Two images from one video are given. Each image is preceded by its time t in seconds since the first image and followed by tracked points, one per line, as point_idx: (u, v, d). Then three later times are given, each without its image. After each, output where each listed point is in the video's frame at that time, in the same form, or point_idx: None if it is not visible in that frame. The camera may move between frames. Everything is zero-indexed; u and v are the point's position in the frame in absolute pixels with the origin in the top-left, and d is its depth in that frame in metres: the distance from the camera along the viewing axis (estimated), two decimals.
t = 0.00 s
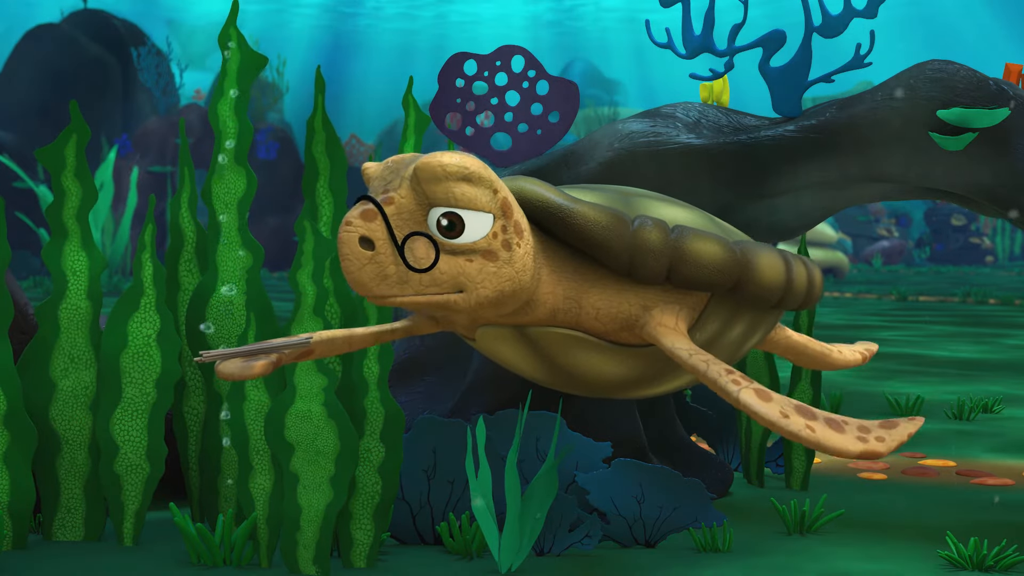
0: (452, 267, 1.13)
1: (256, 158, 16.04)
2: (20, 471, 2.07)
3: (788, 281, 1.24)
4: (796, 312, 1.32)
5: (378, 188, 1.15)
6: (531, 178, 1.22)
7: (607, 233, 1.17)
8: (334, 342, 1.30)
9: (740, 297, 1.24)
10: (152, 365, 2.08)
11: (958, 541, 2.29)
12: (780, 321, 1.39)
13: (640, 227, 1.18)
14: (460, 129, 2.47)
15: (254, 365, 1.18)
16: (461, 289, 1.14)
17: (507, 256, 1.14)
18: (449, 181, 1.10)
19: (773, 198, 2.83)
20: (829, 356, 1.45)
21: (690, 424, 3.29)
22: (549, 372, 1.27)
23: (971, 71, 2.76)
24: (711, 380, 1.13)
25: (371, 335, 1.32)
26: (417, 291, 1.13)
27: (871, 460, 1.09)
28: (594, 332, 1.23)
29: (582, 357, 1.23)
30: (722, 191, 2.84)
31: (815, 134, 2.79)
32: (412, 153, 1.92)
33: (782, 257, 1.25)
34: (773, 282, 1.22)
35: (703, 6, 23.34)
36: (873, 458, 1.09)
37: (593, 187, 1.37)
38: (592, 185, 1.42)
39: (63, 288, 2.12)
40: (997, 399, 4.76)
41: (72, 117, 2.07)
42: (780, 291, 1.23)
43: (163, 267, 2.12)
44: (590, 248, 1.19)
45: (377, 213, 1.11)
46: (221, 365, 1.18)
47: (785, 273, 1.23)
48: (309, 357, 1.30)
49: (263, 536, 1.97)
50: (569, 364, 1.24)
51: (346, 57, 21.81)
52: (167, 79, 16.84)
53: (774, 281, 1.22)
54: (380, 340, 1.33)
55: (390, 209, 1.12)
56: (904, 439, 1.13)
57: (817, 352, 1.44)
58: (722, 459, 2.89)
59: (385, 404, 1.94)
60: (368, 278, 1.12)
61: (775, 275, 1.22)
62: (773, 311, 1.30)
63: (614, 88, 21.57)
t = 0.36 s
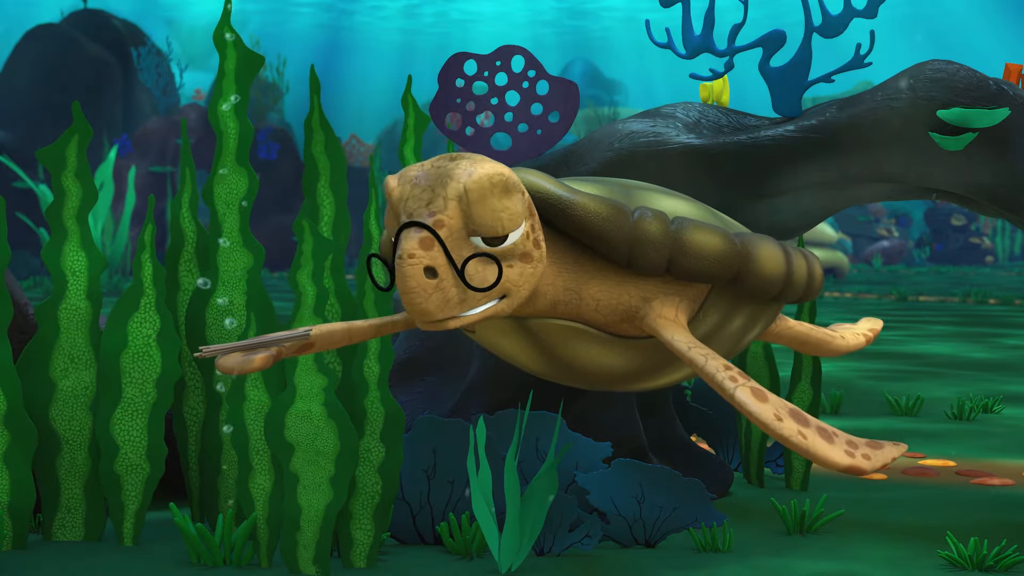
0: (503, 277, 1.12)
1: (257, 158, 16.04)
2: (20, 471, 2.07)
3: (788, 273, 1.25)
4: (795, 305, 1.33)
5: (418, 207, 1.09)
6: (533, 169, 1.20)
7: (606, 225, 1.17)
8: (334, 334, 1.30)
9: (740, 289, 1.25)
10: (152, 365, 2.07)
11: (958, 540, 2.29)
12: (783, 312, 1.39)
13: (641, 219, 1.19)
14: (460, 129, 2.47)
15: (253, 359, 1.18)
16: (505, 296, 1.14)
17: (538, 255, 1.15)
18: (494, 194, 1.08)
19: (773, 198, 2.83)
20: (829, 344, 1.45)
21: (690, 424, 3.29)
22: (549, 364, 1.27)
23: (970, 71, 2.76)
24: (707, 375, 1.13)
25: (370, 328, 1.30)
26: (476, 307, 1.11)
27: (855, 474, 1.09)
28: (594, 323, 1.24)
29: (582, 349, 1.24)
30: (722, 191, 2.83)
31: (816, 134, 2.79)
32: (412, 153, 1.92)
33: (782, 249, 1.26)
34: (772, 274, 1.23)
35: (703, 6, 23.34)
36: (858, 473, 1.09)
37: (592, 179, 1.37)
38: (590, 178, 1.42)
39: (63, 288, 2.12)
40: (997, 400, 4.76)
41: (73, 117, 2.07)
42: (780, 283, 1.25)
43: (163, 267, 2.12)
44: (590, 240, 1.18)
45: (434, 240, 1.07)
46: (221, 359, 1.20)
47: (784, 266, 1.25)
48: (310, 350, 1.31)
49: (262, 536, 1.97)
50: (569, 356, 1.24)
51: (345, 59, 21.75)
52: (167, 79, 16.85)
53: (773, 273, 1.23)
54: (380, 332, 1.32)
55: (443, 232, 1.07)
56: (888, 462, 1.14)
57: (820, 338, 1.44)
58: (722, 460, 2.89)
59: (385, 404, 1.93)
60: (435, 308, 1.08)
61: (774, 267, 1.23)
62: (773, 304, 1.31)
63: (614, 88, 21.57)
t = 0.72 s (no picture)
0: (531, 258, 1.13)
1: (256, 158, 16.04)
2: (20, 471, 2.07)
3: (789, 269, 1.24)
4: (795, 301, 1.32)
5: (457, 178, 1.10)
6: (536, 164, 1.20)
7: (606, 221, 1.16)
8: (334, 331, 1.29)
9: (739, 284, 1.24)
10: (152, 365, 2.08)
11: (958, 540, 2.29)
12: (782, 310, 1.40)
13: (640, 215, 1.18)
14: (460, 129, 2.47)
15: (252, 354, 1.18)
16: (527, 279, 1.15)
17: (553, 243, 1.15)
18: (526, 171, 1.12)
19: (773, 198, 2.83)
20: (828, 339, 1.45)
21: (690, 424, 3.29)
22: (549, 359, 1.28)
23: (970, 71, 2.76)
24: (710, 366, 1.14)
25: (371, 325, 1.30)
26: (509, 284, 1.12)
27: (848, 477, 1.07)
28: (594, 319, 1.24)
29: (582, 345, 1.24)
30: (722, 190, 2.83)
31: (815, 134, 2.79)
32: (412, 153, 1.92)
33: (783, 245, 1.25)
34: (773, 270, 1.23)
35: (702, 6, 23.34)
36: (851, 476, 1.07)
37: (592, 175, 1.36)
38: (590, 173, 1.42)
39: (63, 288, 2.13)
40: (998, 400, 4.76)
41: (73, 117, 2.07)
42: (781, 279, 1.24)
43: (163, 267, 2.12)
44: (590, 235, 1.18)
45: (479, 209, 1.08)
46: (220, 355, 1.20)
47: (785, 262, 1.24)
48: (310, 345, 1.30)
49: (262, 537, 1.97)
50: (569, 351, 1.25)
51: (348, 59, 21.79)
52: (167, 79, 16.86)
53: (773, 269, 1.23)
54: (380, 328, 1.32)
55: (486, 202, 1.09)
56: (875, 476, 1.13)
57: (820, 334, 1.45)
58: (722, 460, 2.89)
59: (385, 404, 1.94)
60: (478, 277, 1.08)
61: (774, 263, 1.22)
62: (773, 300, 1.31)
63: (614, 88, 21.58)
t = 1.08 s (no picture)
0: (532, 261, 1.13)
1: (256, 158, 16.04)
2: (20, 471, 2.07)
3: (789, 273, 1.24)
4: (796, 304, 1.32)
5: (460, 179, 1.10)
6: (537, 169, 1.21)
7: (606, 225, 1.17)
8: (334, 335, 1.28)
9: (739, 288, 1.25)
10: (152, 365, 2.08)
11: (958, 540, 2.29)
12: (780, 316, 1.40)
13: (640, 219, 1.18)
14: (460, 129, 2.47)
15: (251, 357, 1.17)
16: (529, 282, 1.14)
17: (553, 246, 1.16)
18: (527, 174, 1.11)
19: (773, 198, 2.83)
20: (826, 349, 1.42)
21: (690, 424, 3.29)
22: (548, 364, 1.27)
23: (970, 71, 2.76)
24: (716, 363, 1.13)
25: (371, 328, 1.29)
26: (511, 286, 1.13)
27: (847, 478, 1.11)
28: (594, 323, 1.23)
29: (582, 349, 1.23)
30: (722, 191, 2.83)
31: (815, 134, 2.79)
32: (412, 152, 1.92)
33: (783, 249, 1.26)
34: (772, 274, 1.23)
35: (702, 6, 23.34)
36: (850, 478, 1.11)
37: (593, 178, 1.37)
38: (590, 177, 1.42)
39: (63, 288, 2.13)
40: (998, 400, 4.76)
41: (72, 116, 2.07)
42: (781, 283, 1.24)
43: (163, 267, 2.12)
44: (590, 240, 1.18)
45: (482, 210, 1.09)
46: (219, 358, 1.18)
47: (785, 265, 1.24)
48: (310, 351, 1.28)
49: (262, 537, 1.97)
50: (569, 356, 1.24)
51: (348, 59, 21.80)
52: (167, 78, 16.87)
53: (773, 272, 1.23)
54: (381, 332, 1.30)
55: (489, 203, 1.09)
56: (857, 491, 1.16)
57: (816, 344, 1.43)
58: (723, 461, 2.89)
59: (385, 404, 1.93)
60: (480, 278, 1.08)
61: (774, 267, 1.23)
62: (773, 303, 1.31)
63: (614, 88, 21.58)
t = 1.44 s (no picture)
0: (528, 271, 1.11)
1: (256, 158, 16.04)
2: (20, 471, 2.07)
3: (790, 281, 1.22)
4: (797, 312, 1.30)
5: (456, 187, 1.10)
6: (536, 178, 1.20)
7: (605, 233, 1.15)
8: (334, 343, 1.26)
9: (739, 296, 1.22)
10: (153, 365, 2.08)
11: (958, 540, 2.29)
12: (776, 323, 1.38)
13: (640, 227, 1.17)
14: (460, 129, 2.47)
15: (250, 362, 1.17)
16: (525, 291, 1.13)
17: (552, 255, 1.15)
18: (523, 182, 1.10)
19: (773, 198, 2.83)
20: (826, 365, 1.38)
21: (691, 425, 3.29)
22: (549, 371, 1.26)
23: (970, 71, 2.76)
24: (722, 362, 1.12)
25: (369, 336, 1.27)
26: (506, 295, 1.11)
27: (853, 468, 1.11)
28: (594, 331, 1.22)
29: (583, 358, 1.22)
30: (722, 190, 2.83)
31: (815, 134, 2.80)
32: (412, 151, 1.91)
33: (783, 257, 1.23)
34: (773, 282, 1.20)
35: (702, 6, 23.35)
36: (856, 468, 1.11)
37: (594, 186, 1.36)
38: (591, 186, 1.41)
39: (63, 288, 2.13)
40: (998, 400, 4.75)
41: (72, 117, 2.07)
42: (781, 291, 1.22)
43: (163, 267, 2.12)
44: (590, 248, 1.17)
45: (477, 217, 1.08)
46: (217, 363, 1.19)
47: (786, 273, 1.22)
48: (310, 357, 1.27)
49: (262, 536, 1.97)
50: (570, 364, 1.23)
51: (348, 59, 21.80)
52: (167, 78, 16.88)
53: (774, 281, 1.21)
54: (380, 339, 1.28)
55: (484, 211, 1.09)
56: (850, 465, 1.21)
57: (813, 360, 1.38)
58: (723, 459, 2.87)
59: (385, 404, 1.93)
60: (473, 284, 1.07)
61: (775, 276, 1.20)
62: (774, 311, 1.29)
63: (614, 88, 21.60)
